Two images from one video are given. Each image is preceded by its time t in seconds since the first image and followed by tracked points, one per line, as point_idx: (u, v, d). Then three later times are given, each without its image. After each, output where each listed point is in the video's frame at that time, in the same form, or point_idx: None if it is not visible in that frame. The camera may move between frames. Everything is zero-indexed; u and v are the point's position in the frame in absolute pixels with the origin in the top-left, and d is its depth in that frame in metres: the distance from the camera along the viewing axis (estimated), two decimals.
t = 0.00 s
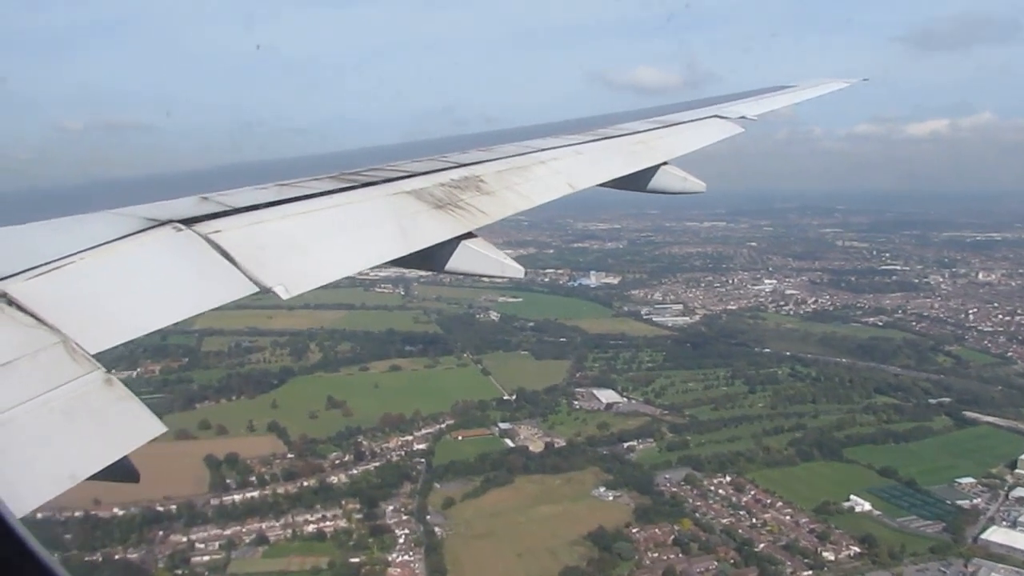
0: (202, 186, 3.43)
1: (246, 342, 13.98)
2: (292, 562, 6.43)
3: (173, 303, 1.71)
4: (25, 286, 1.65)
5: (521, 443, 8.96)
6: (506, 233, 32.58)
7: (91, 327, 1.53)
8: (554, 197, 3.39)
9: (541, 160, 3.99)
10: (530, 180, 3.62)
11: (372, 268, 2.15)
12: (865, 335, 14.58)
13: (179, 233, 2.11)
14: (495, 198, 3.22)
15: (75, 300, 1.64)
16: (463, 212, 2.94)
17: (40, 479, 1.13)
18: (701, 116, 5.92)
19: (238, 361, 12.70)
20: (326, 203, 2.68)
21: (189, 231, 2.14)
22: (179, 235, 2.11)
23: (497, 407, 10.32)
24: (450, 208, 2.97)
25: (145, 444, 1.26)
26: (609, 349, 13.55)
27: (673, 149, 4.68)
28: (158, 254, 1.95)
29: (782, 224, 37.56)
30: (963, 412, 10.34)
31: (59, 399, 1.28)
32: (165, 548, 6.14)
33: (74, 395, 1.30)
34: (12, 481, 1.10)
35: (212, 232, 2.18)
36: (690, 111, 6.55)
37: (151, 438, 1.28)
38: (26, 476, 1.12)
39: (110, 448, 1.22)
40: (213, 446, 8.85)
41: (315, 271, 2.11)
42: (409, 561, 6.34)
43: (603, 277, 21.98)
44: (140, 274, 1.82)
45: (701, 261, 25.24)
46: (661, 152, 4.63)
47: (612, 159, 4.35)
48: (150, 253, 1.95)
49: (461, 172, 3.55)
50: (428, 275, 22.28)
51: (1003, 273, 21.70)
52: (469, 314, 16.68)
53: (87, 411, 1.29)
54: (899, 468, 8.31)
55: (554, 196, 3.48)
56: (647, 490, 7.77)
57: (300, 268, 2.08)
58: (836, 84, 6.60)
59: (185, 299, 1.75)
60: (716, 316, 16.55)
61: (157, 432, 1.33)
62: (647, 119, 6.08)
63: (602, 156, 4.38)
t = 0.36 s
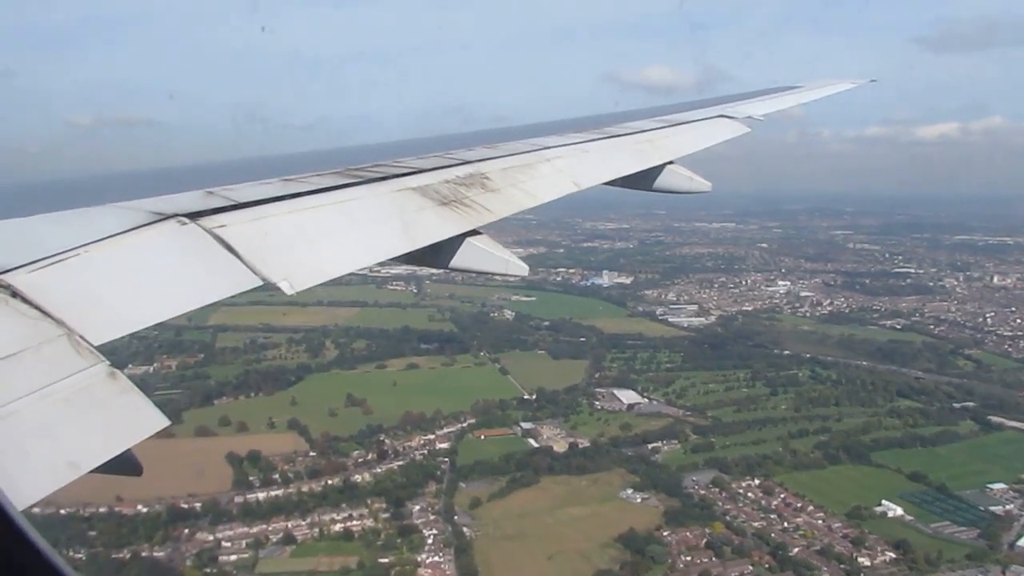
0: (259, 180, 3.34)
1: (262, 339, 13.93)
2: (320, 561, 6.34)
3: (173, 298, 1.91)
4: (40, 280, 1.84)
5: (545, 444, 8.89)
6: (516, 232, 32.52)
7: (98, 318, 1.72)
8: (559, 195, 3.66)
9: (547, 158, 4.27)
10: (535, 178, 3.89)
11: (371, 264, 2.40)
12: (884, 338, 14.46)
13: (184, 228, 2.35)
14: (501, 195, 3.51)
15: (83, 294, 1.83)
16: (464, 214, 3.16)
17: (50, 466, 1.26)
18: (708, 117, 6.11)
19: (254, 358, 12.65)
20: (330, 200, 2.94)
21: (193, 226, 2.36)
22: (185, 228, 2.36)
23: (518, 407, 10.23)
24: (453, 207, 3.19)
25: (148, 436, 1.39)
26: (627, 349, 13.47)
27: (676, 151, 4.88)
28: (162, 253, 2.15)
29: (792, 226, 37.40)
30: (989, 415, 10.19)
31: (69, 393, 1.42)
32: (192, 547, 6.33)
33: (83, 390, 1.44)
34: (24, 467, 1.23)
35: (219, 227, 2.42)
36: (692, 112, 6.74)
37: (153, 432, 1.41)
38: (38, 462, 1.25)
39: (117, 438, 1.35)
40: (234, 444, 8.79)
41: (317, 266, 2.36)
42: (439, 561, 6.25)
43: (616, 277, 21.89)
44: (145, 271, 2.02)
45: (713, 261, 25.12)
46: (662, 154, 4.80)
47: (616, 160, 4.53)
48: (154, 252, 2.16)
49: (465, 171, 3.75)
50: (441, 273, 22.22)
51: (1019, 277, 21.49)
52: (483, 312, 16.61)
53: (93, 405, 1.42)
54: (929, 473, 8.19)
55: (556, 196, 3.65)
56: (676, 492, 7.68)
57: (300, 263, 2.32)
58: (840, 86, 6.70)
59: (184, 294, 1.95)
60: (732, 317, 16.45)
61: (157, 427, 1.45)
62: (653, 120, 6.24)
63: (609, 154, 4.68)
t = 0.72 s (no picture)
0: (310, 178, 3.32)
1: (276, 339, 13.87)
2: (351, 563, 6.25)
3: (176, 295, 1.93)
4: (44, 276, 1.88)
5: (568, 443, 8.81)
6: (524, 229, 32.43)
7: (100, 314, 1.75)
8: (561, 191, 3.64)
9: (549, 155, 4.25)
10: (536, 175, 3.87)
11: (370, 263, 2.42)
12: (902, 335, 14.35)
13: (186, 225, 2.39)
14: (502, 193, 3.50)
15: (86, 291, 1.86)
16: (466, 211, 3.16)
17: (51, 466, 1.28)
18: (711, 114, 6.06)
19: (270, 357, 12.58)
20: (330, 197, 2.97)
21: (194, 224, 2.39)
22: (188, 226, 2.39)
23: (539, 406, 10.14)
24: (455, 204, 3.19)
25: (151, 436, 1.42)
26: (643, 347, 13.39)
27: (680, 147, 4.87)
28: (163, 250, 2.18)
29: (799, 223, 37.30)
30: (1014, 411, 10.06)
31: (73, 392, 1.45)
32: (222, 549, 6.39)
33: (86, 389, 1.47)
34: (27, 469, 1.26)
35: (220, 226, 2.44)
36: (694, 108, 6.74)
37: (156, 430, 1.43)
38: (39, 463, 1.27)
39: (121, 438, 1.38)
40: (257, 445, 8.73)
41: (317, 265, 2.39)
42: (472, 562, 6.16)
43: (627, 275, 21.80)
44: (148, 270, 2.05)
45: (723, 258, 24.99)
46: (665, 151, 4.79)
47: (620, 157, 4.51)
48: (155, 251, 2.19)
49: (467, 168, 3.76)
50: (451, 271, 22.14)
51: None
52: (496, 311, 16.54)
53: (96, 404, 1.45)
54: (961, 471, 8.04)
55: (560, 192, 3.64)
56: (705, 491, 7.59)
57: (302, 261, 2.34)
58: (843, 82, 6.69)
59: (186, 292, 1.97)
60: (746, 314, 16.35)
61: (159, 425, 1.48)
62: (655, 116, 6.20)
63: (610, 151, 4.65)
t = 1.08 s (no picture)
0: (312, 176, 3.36)
1: (287, 338, 13.82)
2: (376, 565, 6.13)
3: (179, 292, 1.96)
4: (49, 273, 1.92)
5: (589, 444, 8.72)
6: (531, 228, 32.40)
7: (105, 310, 1.78)
8: (565, 189, 3.62)
9: (554, 153, 4.25)
10: (540, 173, 3.86)
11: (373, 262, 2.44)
12: (917, 335, 14.24)
13: (189, 223, 2.43)
14: (506, 191, 3.49)
15: (90, 287, 1.89)
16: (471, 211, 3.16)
17: (55, 463, 1.31)
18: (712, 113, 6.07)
19: (282, 357, 12.52)
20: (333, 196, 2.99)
21: (197, 222, 2.42)
22: (190, 223, 2.42)
23: (557, 406, 10.07)
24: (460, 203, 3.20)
25: (154, 433, 1.44)
26: (656, 348, 13.32)
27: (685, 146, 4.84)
28: (165, 247, 2.21)
29: (804, 223, 37.20)
30: None
31: (76, 390, 1.48)
32: (246, 551, 6.34)
33: (90, 387, 1.49)
34: (31, 466, 1.28)
35: (223, 224, 2.48)
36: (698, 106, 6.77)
37: (158, 427, 1.46)
38: (44, 460, 1.30)
39: (124, 434, 1.41)
40: (278, 445, 8.65)
41: (321, 264, 2.41)
42: (501, 565, 6.05)
43: (637, 274, 21.71)
44: (151, 267, 2.08)
45: (732, 258, 24.92)
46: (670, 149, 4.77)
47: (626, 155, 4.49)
48: (158, 248, 2.22)
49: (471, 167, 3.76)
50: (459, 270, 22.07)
51: None
52: (506, 310, 16.46)
53: (100, 400, 1.48)
54: (988, 473, 7.91)
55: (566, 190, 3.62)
56: (731, 493, 7.50)
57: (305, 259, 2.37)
58: (851, 81, 6.75)
59: (190, 289, 2.00)
60: (758, 314, 16.25)
61: (164, 420, 1.51)
62: (658, 115, 6.20)
63: (614, 149, 4.64)
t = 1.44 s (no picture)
0: (314, 179, 3.46)
1: (302, 340, 13.75)
2: (407, 569, 6.02)
3: (183, 291, 2.03)
4: (55, 272, 1.98)
5: (613, 447, 8.63)
6: (538, 231, 32.34)
7: (112, 308, 1.84)
8: (567, 191, 3.84)
9: (556, 155, 4.48)
10: (542, 175, 4.08)
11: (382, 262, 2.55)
12: (936, 338, 14.12)
13: (192, 224, 2.51)
14: (509, 193, 3.70)
15: (96, 284, 1.96)
16: (476, 211, 3.33)
17: (67, 464, 1.38)
18: (725, 117, 6.22)
19: (297, 359, 12.45)
20: (341, 196, 3.14)
21: (202, 224, 2.50)
22: (193, 225, 2.50)
23: (578, 410, 9.98)
24: (464, 204, 3.36)
25: (159, 435, 1.51)
26: (673, 350, 13.24)
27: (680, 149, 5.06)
28: (168, 247, 2.28)
29: (811, 225, 37.10)
30: None
31: (83, 389, 1.55)
32: (275, 556, 6.25)
33: (96, 388, 1.56)
34: (43, 465, 1.35)
35: (227, 226, 2.57)
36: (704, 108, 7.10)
37: (163, 429, 1.53)
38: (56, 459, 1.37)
39: (131, 435, 1.48)
40: (302, 447, 8.55)
41: (326, 264, 2.50)
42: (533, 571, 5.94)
43: (648, 277, 21.63)
44: (155, 267, 2.15)
45: (741, 260, 24.83)
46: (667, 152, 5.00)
47: (624, 159, 4.72)
48: (162, 248, 2.28)
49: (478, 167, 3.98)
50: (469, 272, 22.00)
51: None
52: (519, 312, 16.38)
53: (105, 400, 1.55)
54: (1022, 476, 7.77)
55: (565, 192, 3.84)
56: (762, 498, 7.40)
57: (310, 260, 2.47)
58: (859, 81, 7.07)
59: (196, 289, 2.06)
60: (773, 316, 16.15)
61: (167, 421, 1.59)
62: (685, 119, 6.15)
63: (614, 152, 4.87)
